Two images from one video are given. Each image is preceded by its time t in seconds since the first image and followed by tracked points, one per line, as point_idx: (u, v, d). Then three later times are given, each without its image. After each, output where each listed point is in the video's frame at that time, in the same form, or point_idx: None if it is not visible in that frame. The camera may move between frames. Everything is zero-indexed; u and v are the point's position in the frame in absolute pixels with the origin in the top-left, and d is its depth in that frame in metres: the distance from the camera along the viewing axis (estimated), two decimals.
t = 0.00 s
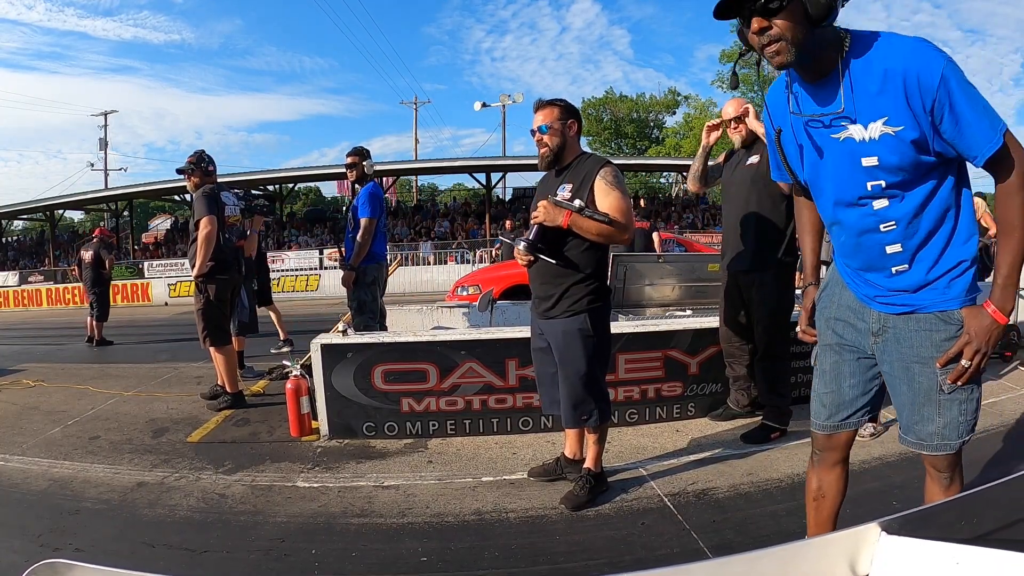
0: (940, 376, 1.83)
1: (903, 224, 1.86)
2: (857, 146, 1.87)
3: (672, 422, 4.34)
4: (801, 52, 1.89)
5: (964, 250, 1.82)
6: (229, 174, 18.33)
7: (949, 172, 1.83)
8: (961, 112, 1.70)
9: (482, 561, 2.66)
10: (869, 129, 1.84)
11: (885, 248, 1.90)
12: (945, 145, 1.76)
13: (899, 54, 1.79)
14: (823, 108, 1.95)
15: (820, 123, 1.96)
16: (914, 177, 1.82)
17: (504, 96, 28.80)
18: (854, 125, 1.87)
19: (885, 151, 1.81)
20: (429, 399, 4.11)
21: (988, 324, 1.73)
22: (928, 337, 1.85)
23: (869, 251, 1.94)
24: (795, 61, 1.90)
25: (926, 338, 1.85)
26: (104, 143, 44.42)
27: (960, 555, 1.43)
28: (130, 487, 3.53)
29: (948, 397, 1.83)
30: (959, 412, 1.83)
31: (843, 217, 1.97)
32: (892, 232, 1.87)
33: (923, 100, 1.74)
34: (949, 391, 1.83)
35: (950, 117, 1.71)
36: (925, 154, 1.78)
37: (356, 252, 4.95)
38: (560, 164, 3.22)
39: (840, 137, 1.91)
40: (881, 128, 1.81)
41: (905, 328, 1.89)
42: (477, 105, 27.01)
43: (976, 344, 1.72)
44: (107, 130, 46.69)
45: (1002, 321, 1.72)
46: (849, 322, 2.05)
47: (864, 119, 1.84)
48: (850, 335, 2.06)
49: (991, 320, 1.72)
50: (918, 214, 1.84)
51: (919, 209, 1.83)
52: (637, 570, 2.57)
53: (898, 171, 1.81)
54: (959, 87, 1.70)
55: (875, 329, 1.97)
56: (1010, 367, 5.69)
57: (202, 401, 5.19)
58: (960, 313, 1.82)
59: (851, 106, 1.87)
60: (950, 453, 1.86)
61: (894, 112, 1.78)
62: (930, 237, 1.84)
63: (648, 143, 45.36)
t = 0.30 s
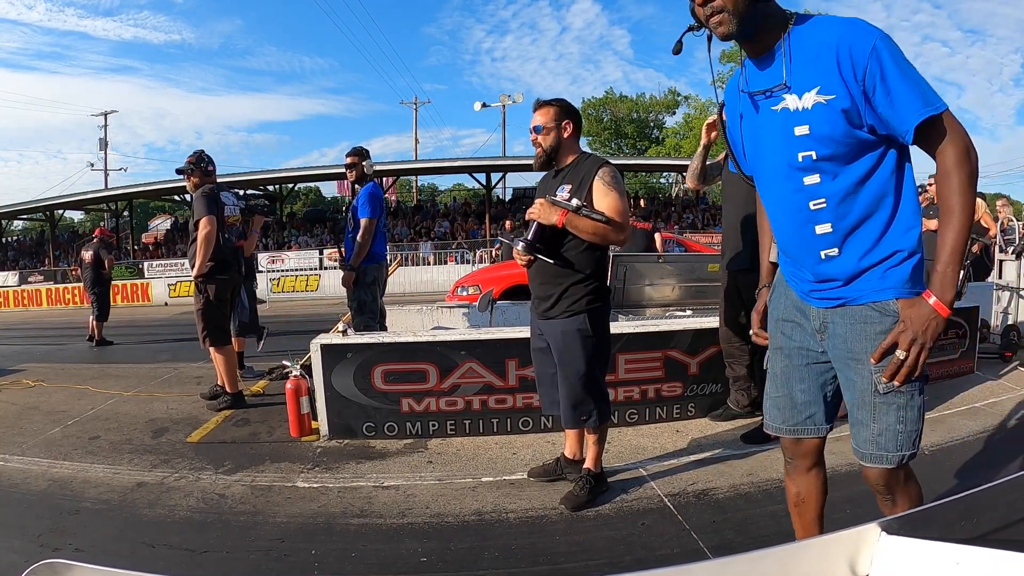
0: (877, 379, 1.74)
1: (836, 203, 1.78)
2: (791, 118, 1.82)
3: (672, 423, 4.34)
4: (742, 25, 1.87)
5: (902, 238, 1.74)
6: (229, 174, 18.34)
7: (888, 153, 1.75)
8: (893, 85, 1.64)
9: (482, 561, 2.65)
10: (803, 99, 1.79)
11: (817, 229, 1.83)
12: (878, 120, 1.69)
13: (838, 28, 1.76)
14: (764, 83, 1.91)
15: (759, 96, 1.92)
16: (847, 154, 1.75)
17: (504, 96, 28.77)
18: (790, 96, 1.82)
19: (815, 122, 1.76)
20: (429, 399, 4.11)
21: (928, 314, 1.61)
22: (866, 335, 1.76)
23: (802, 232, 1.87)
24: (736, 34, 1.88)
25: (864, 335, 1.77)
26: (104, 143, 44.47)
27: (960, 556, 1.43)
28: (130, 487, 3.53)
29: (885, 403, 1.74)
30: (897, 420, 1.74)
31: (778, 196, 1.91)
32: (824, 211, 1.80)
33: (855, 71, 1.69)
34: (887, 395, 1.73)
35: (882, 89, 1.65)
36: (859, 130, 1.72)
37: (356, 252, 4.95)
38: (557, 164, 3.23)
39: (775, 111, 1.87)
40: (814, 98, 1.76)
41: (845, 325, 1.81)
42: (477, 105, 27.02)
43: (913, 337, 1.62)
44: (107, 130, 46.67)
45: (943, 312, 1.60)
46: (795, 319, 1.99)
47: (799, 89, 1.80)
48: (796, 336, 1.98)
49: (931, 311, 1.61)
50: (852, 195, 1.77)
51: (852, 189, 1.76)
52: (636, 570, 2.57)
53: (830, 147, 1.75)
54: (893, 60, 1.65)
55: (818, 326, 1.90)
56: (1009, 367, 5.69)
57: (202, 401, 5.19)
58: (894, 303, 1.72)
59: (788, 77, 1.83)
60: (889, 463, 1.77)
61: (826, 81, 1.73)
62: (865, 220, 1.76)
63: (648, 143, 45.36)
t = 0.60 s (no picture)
0: (777, 373, 1.61)
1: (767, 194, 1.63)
2: (731, 102, 1.68)
3: (672, 422, 4.34)
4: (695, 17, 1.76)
5: (830, 237, 1.58)
6: (229, 174, 18.35)
7: (832, 147, 1.58)
8: (829, 67, 1.47)
9: (482, 561, 2.66)
10: (744, 82, 1.64)
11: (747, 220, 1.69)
12: (814, 107, 1.52)
13: (786, 9, 1.61)
14: (715, 67, 1.77)
15: (708, 81, 1.78)
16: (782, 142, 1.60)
17: (504, 96, 28.79)
18: (733, 79, 1.68)
19: (750, 106, 1.62)
20: (429, 399, 4.11)
21: (841, 315, 1.43)
22: (779, 326, 1.63)
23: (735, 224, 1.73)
24: (691, 26, 1.77)
25: (776, 330, 1.63)
26: (104, 144, 44.48)
27: (960, 556, 1.44)
28: (130, 487, 3.53)
29: (779, 398, 1.61)
30: (787, 420, 1.61)
31: (716, 186, 1.77)
32: (754, 202, 1.65)
33: (794, 54, 1.54)
34: (784, 391, 1.60)
35: (817, 72, 1.49)
36: (797, 117, 1.56)
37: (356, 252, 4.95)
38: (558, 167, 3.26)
39: (719, 96, 1.73)
40: (753, 81, 1.61)
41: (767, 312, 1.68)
42: (478, 105, 27.01)
43: (821, 337, 1.44)
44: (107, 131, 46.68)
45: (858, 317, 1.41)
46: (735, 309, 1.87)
47: (741, 72, 1.65)
48: (739, 332, 1.86)
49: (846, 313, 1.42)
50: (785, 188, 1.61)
51: (785, 181, 1.60)
52: (636, 570, 2.57)
53: (765, 133, 1.60)
54: (833, 41, 1.49)
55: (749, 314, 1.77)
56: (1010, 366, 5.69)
57: (202, 400, 5.20)
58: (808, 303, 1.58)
59: (733, 60, 1.68)
60: (768, 462, 1.65)
61: (764, 64, 1.58)
62: (796, 215, 1.61)
63: (648, 143, 45.39)
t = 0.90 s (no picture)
0: (647, 393, 1.58)
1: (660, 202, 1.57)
2: (635, 101, 1.58)
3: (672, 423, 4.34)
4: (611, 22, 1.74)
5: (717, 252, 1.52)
6: (229, 174, 18.35)
7: (732, 154, 1.48)
8: (721, 70, 1.37)
9: (482, 561, 2.66)
10: (647, 81, 1.54)
11: (641, 226, 1.63)
12: (707, 112, 1.43)
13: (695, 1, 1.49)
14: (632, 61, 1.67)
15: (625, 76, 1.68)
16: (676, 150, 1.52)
17: (504, 96, 28.79)
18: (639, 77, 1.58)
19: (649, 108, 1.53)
20: (429, 398, 4.11)
21: (707, 338, 1.39)
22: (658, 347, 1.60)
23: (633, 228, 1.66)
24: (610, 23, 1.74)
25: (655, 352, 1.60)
26: (104, 143, 44.46)
27: (960, 556, 1.45)
28: (130, 487, 3.53)
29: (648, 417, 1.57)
30: (650, 439, 1.55)
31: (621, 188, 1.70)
32: (648, 209, 1.59)
33: (690, 53, 1.43)
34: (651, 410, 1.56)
35: (711, 72, 1.39)
36: (692, 122, 1.46)
37: (356, 252, 4.96)
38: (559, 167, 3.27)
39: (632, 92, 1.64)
40: (654, 81, 1.51)
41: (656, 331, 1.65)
42: (478, 105, 27.01)
43: (676, 362, 1.43)
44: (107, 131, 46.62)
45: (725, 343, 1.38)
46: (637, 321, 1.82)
47: (647, 69, 1.55)
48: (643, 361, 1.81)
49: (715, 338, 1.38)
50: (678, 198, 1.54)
51: (677, 189, 1.53)
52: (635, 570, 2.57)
53: (659, 137, 1.52)
54: (730, 40, 1.38)
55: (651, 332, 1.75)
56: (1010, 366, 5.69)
57: (202, 400, 5.20)
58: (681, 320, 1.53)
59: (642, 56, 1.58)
60: (635, 479, 1.58)
61: (664, 63, 1.48)
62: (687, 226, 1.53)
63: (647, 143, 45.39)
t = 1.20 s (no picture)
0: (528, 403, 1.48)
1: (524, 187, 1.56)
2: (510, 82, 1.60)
3: (672, 423, 4.34)
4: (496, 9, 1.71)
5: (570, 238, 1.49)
6: (229, 174, 18.35)
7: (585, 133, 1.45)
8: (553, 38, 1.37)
9: (482, 561, 2.65)
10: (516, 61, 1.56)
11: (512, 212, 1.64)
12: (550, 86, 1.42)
13: None
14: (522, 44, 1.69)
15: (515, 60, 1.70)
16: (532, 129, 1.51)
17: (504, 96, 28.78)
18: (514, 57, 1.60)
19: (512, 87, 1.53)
20: (429, 399, 4.11)
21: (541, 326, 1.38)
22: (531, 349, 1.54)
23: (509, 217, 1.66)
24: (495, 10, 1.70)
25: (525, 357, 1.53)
26: (105, 143, 44.51)
27: (960, 556, 1.45)
28: (130, 487, 3.53)
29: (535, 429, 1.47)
30: (542, 453, 1.46)
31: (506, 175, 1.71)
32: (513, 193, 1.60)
33: (539, 28, 1.44)
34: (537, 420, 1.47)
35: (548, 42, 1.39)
36: (544, 98, 1.47)
37: (356, 252, 4.96)
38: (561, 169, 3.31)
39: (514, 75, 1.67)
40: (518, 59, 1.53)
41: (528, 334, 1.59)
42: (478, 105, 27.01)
43: (528, 364, 1.38)
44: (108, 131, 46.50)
45: (558, 334, 1.34)
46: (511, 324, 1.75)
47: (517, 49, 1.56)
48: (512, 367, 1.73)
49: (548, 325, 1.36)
50: (536, 183, 1.53)
51: (535, 170, 1.53)
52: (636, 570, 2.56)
53: (520, 117, 1.53)
54: (564, 7, 1.37)
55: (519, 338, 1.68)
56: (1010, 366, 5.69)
57: (202, 400, 5.20)
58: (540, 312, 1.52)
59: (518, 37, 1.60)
60: (538, 504, 1.46)
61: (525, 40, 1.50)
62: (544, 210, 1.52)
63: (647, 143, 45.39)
